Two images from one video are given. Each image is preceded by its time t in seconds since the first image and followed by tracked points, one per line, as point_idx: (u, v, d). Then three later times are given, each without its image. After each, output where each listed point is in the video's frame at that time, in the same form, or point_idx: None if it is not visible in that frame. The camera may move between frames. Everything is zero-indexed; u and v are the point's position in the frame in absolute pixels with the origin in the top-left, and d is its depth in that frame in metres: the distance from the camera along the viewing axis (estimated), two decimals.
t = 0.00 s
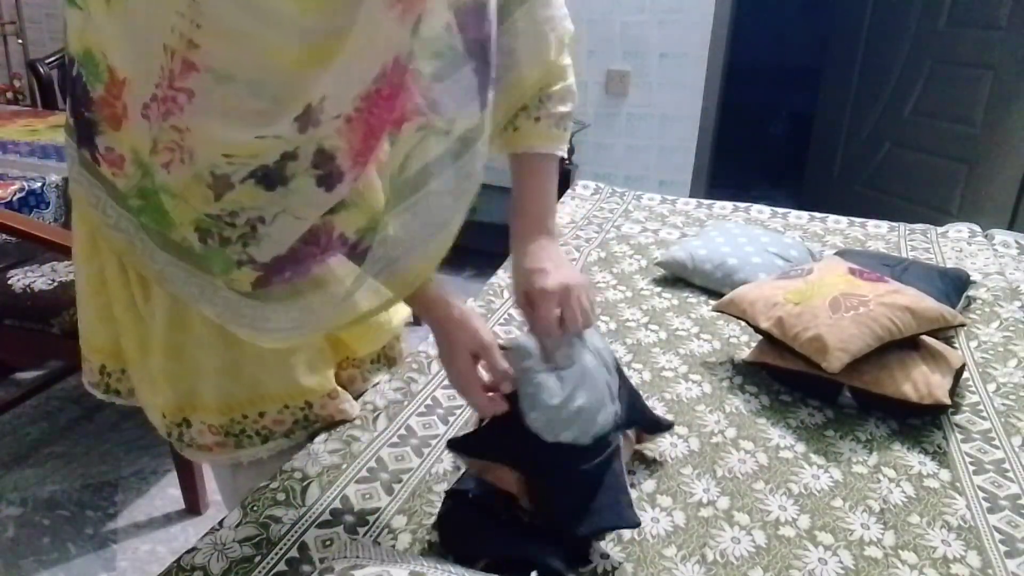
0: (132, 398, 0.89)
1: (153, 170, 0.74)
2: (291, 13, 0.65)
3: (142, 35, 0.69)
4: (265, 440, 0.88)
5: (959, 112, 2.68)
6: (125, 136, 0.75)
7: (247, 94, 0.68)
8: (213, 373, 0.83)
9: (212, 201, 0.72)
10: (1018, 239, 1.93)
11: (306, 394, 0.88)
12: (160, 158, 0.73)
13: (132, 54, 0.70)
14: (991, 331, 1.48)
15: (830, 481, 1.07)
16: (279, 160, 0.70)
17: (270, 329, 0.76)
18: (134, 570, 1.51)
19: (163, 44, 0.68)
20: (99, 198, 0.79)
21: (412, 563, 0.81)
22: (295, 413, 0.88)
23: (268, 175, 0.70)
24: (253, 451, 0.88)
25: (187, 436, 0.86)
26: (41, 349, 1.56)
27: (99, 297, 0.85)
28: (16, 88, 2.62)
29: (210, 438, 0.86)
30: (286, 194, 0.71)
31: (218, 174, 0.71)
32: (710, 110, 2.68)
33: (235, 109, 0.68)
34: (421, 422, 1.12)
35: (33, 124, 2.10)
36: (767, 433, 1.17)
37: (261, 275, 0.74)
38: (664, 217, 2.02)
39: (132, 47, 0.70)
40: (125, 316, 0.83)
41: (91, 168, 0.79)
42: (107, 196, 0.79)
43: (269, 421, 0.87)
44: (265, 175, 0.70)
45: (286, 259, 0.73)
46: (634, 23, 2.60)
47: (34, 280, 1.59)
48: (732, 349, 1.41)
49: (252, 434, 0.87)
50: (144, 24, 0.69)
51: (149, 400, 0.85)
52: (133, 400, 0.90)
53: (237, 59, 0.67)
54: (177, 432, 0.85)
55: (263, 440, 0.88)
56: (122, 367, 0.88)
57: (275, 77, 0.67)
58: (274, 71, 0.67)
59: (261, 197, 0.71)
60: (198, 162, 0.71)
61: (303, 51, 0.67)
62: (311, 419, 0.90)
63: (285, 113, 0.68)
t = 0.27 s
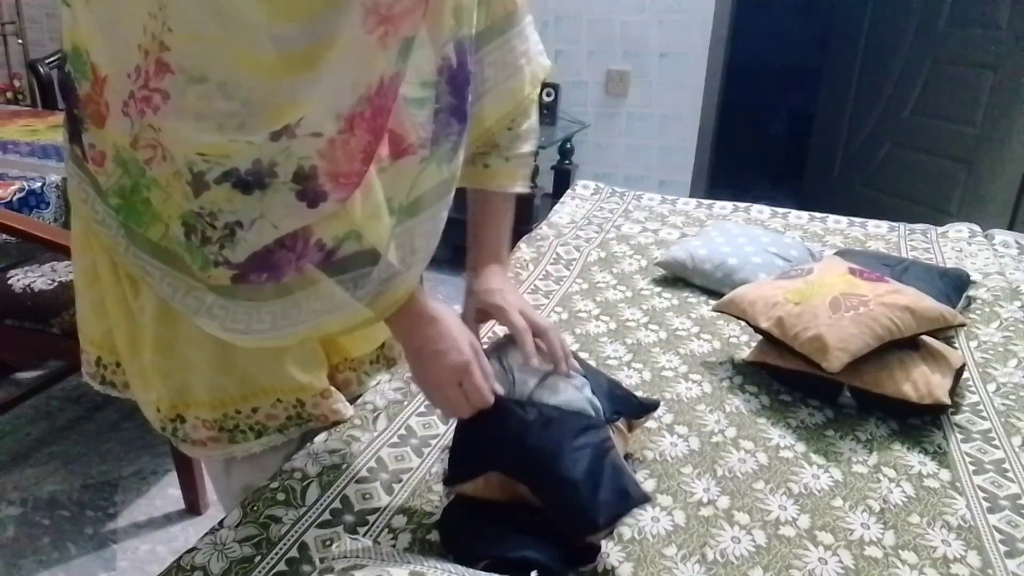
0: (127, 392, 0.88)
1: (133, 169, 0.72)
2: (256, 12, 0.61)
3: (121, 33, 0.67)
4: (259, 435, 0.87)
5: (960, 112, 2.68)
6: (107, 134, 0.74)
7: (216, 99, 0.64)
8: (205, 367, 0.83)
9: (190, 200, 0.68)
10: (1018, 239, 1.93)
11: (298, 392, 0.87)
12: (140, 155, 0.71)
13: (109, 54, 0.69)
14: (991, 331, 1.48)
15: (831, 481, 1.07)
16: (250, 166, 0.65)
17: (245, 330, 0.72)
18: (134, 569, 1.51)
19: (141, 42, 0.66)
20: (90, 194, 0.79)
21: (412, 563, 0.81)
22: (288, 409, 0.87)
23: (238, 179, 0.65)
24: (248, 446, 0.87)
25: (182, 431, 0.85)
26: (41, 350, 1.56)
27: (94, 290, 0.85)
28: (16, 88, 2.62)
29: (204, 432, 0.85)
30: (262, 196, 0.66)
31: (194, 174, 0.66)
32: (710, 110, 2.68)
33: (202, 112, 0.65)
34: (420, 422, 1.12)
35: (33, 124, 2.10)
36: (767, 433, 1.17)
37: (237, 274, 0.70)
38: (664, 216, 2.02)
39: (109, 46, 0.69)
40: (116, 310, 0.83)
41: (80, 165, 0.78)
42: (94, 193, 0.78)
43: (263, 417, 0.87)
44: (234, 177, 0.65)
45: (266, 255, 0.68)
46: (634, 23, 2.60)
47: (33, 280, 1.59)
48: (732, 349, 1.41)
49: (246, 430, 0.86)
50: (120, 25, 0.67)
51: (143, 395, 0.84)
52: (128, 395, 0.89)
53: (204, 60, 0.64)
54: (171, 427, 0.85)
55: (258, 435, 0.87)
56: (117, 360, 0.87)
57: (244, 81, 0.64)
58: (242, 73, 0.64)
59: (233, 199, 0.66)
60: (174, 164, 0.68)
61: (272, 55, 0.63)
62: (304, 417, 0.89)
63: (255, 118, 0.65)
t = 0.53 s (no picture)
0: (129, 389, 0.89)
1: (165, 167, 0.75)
2: (312, 49, 0.66)
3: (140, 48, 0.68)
4: (258, 438, 0.88)
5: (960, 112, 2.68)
6: (136, 134, 0.75)
7: (266, 118, 0.69)
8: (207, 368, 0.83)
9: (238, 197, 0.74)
10: (1018, 239, 1.93)
11: (299, 394, 0.87)
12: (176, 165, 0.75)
13: (137, 67, 0.69)
14: (991, 331, 1.48)
15: (830, 481, 1.07)
16: (293, 180, 0.72)
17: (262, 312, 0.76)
18: (134, 569, 1.51)
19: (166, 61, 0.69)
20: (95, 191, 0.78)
21: (412, 562, 0.81)
22: (288, 412, 0.87)
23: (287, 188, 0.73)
24: (248, 448, 0.87)
25: (184, 430, 0.86)
26: (41, 350, 1.56)
27: (101, 288, 0.84)
28: (16, 88, 2.62)
29: (205, 434, 0.86)
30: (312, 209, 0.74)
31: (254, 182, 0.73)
32: (710, 110, 2.68)
33: (254, 134, 0.70)
34: (420, 422, 1.12)
35: (33, 124, 2.10)
36: (767, 432, 1.17)
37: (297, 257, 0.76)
38: (664, 216, 2.02)
39: (138, 62, 0.69)
40: (121, 309, 0.83)
41: (92, 165, 0.78)
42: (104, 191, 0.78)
43: (263, 420, 0.87)
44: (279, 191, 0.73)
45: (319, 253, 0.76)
46: (634, 23, 2.60)
47: (33, 280, 1.59)
48: (732, 349, 1.41)
49: (245, 432, 0.87)
50: (156, 46, 0.68)
51: (146, 393, 0.85)
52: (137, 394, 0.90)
53: (256, 89, 0.68)
54: (174, 426, 0.85)
55: (258, 437, 0.87)
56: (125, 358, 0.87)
57: (296, 105, 0.69)
58: (295, 100, 0.69)
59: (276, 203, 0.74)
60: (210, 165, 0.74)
61: (323, 84, 0.69)
62: (306, 419, 0.89)
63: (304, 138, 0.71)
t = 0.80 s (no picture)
0: (123, 394, 0.89)
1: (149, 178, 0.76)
2: (295, 39, 0.66)
3: (129, 47, 0.70)
4: (261, 443, 0.89)
5: (960, 112, 2.67)
6: (120, 139, 0.75)
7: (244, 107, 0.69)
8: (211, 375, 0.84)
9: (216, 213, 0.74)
10: (1018, 239, 1.92)
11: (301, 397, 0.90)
12: (153, 168, 0.75)
13: (127, 65, 0.71)
14: (991, 331, 1.48)
15: (831, 481, 1.07)
16: (287, 181, 0.72)
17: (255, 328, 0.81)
18: (134, 569, 1.51)
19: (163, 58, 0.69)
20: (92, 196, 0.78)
21: (413, 562, 0.81)
22: (290, 416, 0.90)
23: (273, 196, 0.72)
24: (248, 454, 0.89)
25: (182, 437, 0.86)
26: (41, 349, 1.56)
27: (95, 293, 0.84)
28: (16, 88, 2.62)
29: (205, 440, 0.86)
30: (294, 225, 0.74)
31: (226, 190, 0.72)
32: (710, 110, 2.68)
33: (225, 121, 0.70)
34: (421, 422, 1.12)
35: (33, 124, 2.10)
36: (767, 432, 1.17)
37: (267, 285, 0.78)
38: (664, 217, 2.02)
39: (126, 57, 0.70)
40: (118, 313, 0.83)
41: (86, 169, 0.78)
42: (102, 198, 0.78)
43: (264, 426, 0.89)
44: (268, 197, 0.72)
45: (297, 272, 0.78)
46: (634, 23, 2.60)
47: (33, 280, 1.59)
48: (732, 349, 1.41)
49: (247, 438, 0.88)
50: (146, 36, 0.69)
51: (143, 399, 0.85)
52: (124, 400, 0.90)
53: (234, 75, 0.68)
54: (172, 433, 0.86)
55: (258, 443, 0.89)
56: (114, 362, 0.88)
57: (272, 94, 0.69)
58: (271, 88, 0.69)
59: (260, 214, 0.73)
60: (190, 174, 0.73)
61: (301, 73, 0.68)
62: (307, 422, 0.92)
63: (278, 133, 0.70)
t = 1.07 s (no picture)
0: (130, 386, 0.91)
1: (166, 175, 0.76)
2: (332, 56, 0.64)
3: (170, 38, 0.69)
4: (260, 444, 0.88)
5: (960, 112, 2.67)
6: (150, 133, 0.76)
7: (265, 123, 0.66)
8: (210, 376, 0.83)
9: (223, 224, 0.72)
10: (1018, 239, 1.92)
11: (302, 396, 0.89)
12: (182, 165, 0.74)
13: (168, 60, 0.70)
14: (991, 331, 1.48)
15: (831, 481, 1.07)
16: (284, 212, 0.69)
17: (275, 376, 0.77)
18: (134, 570, 1.51)
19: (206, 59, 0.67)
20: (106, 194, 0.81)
21: (413, 562, 0.81)
22: (290, 416, 0.89)
23: (270, 220, 0.70)
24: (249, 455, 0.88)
25: (184, 433, 0.88)
26: (40, 349, 1.55)
27: (105, 287, 0.86)
28: (16, 88, 2.62)
29: (206, 439, 0.87)
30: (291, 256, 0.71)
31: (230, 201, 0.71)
32: (710, 110, 2.68)
33: (248, 134, 0.67)
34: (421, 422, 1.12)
35: (34, 124, 2.10)
36: (767, 432, 1.17)
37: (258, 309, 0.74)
38: (664, 217, 2.02)
39: (170, 48, 0.69)
40: (124, 308, 0.84)
41: (97, 161, 0.81)
42: (115, 195, 0.80)
43: (265, 427, 0.88)
44: (266, 222, 0.70)
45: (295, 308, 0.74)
46: (634, 23, 2.60)
47: (33, 280, 1.59)
48: (732, 349, 1.41)
49: (248, 439, 0.88)
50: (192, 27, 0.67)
51: (149, 393, 0.88)
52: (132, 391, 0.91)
53: (261, 90, 0.65)
54: (175, 427, 0.88)
55: (259, 444, 0.88)
56: (123, 354, 0.89)
57: (301, 114, 0.65)
58: (299, 101, 0.65)
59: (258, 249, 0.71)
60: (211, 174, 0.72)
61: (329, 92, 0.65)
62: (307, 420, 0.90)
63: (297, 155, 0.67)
